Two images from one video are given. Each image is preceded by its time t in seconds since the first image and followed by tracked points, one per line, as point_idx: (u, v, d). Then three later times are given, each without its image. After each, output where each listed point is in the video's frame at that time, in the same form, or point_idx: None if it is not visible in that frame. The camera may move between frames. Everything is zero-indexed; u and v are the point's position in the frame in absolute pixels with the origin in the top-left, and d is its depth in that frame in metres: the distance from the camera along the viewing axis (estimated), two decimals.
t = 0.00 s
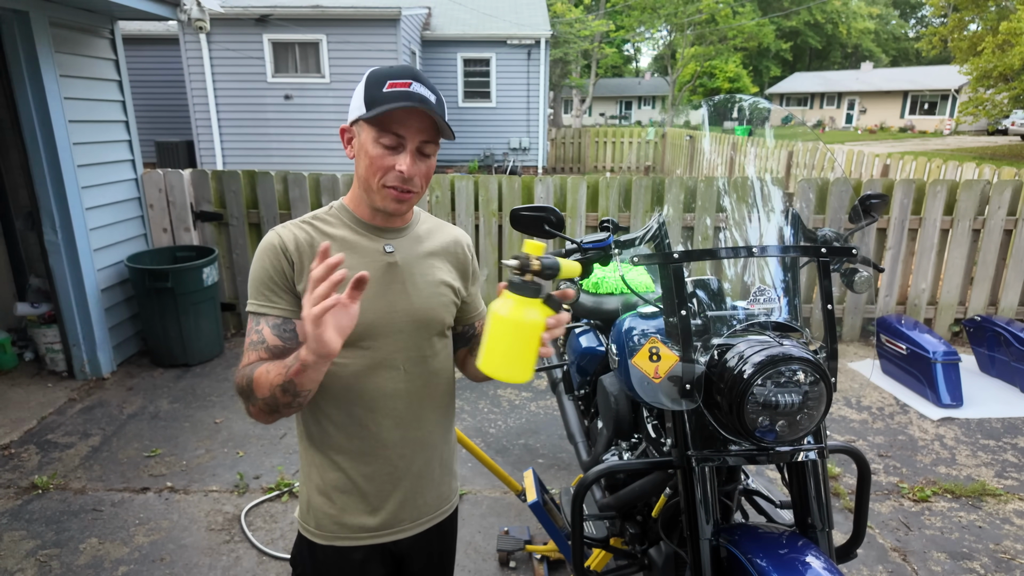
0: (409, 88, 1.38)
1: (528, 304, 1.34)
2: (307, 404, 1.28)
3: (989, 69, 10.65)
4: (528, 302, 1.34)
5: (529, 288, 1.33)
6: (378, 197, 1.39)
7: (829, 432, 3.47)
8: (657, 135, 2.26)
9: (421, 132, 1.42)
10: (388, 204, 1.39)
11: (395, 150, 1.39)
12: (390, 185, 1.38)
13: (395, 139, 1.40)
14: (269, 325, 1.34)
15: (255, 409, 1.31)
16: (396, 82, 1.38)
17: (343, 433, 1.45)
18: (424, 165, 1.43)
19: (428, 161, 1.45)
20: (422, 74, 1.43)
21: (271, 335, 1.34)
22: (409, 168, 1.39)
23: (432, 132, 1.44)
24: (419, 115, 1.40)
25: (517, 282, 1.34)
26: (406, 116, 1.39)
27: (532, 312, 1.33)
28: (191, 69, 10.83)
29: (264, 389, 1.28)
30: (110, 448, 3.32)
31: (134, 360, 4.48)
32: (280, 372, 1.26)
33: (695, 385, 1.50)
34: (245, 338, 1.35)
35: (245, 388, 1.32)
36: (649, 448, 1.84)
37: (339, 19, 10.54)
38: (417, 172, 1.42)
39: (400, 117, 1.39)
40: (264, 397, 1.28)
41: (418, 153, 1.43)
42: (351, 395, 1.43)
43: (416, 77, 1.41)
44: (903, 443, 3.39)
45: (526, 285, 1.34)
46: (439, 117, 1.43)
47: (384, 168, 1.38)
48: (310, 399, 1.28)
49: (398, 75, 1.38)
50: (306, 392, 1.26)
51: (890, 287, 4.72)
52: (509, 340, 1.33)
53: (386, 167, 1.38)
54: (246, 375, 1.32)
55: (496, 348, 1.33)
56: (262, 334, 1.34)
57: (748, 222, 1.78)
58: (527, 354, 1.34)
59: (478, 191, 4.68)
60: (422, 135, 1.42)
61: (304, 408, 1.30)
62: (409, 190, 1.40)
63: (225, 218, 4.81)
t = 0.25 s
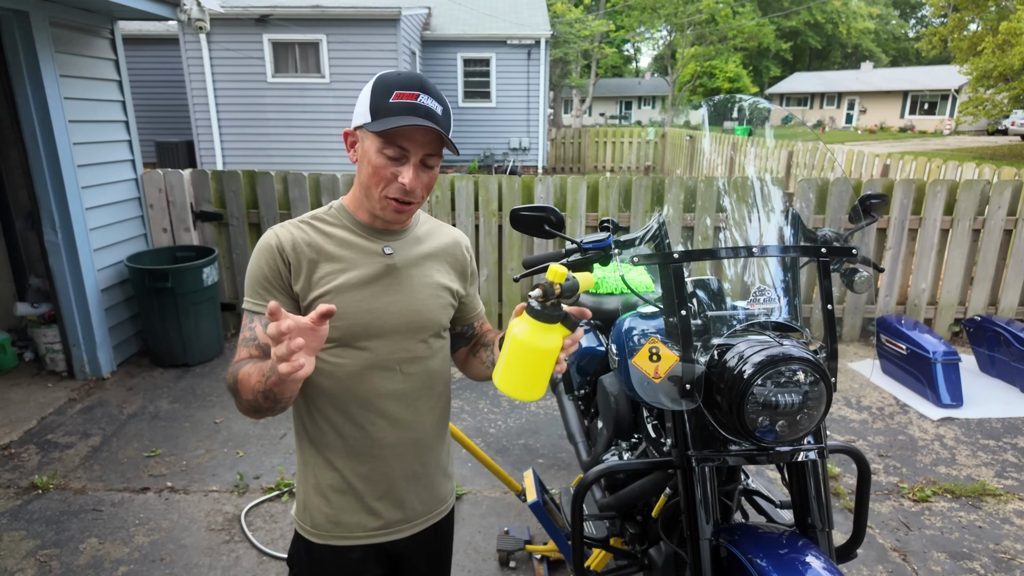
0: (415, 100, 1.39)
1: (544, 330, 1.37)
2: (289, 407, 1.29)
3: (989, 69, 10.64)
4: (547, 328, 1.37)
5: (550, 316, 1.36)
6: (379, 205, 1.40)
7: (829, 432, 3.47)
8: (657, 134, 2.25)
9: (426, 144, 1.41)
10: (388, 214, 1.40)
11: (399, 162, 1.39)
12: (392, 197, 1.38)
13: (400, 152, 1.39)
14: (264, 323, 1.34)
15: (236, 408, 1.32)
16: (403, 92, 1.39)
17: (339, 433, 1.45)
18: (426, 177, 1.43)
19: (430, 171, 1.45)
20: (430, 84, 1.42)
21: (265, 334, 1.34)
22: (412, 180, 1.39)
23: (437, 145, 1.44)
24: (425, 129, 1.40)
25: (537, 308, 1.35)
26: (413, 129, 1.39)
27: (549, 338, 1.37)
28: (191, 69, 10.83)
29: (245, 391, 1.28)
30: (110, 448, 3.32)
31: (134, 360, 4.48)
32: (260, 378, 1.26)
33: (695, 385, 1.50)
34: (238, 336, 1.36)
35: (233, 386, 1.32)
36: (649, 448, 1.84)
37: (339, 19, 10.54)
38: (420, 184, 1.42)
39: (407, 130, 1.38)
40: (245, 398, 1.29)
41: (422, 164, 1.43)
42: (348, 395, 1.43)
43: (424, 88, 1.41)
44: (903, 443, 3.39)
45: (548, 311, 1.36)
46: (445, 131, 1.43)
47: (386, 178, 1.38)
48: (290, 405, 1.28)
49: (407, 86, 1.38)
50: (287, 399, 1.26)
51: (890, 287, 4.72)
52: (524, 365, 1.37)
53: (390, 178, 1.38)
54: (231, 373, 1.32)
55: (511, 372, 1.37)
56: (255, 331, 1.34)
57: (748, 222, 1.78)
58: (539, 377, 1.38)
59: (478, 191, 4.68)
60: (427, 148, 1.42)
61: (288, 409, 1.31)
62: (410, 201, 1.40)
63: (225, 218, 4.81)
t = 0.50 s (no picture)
0: (398, 84, 1.38)
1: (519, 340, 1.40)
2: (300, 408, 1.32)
3: (989, 69, 10.65)
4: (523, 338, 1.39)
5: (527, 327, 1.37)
6: (370, 195, 1.40)
7: (829, 432, 3.47)
8: (657, 134, 2.26)
9: (412, 128, 1.42)
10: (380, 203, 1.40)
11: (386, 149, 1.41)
12: (382, 183, 1.38)
13: (386, 137, 1.41)
14: (262, 325, 1.35)
15: (246, 407, 1.34)
16: (387, 78, 1.39)
17: (334, 434, 1.45)
18: (416, 161, 1.43)
19: (421, 158, 1.45)
20: (413, 71, 1.43)
21: (264, 336, 1.35)
22: (400, 164, 1.39)
23: (425, 128, 1.44)
24: (410, 113, 1.41)
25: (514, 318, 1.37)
26: (397, 114, 1.40)
27: (523, 348, 1.39)
28: (191, 69, 10.82)
29: (256, 394, 1.30)
30: (110, 448, 3.32)
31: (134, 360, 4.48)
32: (273, 381, 1.28)
33: (695, 385, 1.50)
34: (239, 337, 1.37)
35: (238, 388, 1.34)
36: (649, 448, 1.84)
37: (339, 19, 10.54)
38: (409, 169, 1.41)
39: (391, 115, 1.40)
40: (256, 400, 1.31)
41: (411, 149, 1.43)
42: (344, 396, 1.43)
43: (407, 73, 1.41)
44: (903, 443, 3.39)
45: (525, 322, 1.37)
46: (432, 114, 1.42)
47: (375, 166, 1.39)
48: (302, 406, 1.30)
49: (389, 73, 1.39)
50: (299, 401, 1.28)
51: (890, 287, 4.72)
52: (497, 373, 1.40)
53: (378, 165, 1.39)
54: (238, 375, 1.33)
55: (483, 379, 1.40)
56: (255, 333, 1.35)
57: (748, 222, 1.78)
58: (516, 384, 1.41)
59: (478, 191, 4.68)
60: (413, 131, 1.42)
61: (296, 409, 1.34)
62: (401, 188, 1.40)
63: (225, 218, 4.80)
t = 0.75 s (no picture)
0: (391, 79, 1.38)
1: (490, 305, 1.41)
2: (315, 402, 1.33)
3: (989, 69, 10.65)
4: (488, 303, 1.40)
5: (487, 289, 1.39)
6: (367, 191, 1.40)
7: (829, 432, 3.47)
8: (657, 135, 2.26)
9: (406, 123, 1.42)
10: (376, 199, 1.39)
11: (380, 144, 1.40)
12: (377, 179, 1.38)
13: (379, 132, 1.41)
14: (263, 326, 1.35)
15: (256, 409, 1.33)
16: (380, 75, 1.38)
17: (333, 435, 1.45)
18: (411, 157, 1.43)
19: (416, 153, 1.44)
20: (406, 67, 1.43)
21: (266, 338, 1.35)
22: (393, 158, 1.39)
23: (419, 123, 1.44)
24: (403, 108, 1.41)
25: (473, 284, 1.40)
26: (390, 108, 1.40)
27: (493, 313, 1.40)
28: (191, 69, 10.82)
29: (271, 391, 1.30)
30: (110, 448, 3.32)
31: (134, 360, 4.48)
32: (292, 373, 1.28)
33: (695, 385, 1.50)
34: (239, 340, 1.36)
35: (244, 389, 1.33)
36: (649, 448, 1.84)
37: (339, 19, 10.54)
38: (404, 163, 1.41)
39: (384, 109, 1.40)
40: (271, 398, 1.31)
41: (405, 144, 1.43)
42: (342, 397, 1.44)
43: (399, 69, 1.41)
44: (903, 443, 3.39)
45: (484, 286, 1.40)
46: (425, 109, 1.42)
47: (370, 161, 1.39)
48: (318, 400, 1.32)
49: (382, 69, 1.39)
50: (317, 393, 1.30)
51: (890, 287, 4.72)
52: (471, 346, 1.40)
53: (373, 160, 1.39)
54: (247, 376, 1.33)
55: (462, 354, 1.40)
56: (257, 335, 1.34)
57: (748, 222, 1.78)
58: (494, 354, 1.41)
59: (478, 191, 4.68)
60: (407, 126, 1.42)
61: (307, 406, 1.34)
62: (397, 184, 1.40)
63: (225, 218, 4.80)
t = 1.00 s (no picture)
0: (388, 82, 1.38)
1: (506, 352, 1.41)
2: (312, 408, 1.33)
3: (989, 69, 10.65)
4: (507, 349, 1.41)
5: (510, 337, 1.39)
6: (366, 193, 1.40)
7: (829, 432, 3.47)
8: (657, 134, 2.26)
9: (403, 126, 1.42)
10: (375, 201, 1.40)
11: (378, 147, 1.41)
12: (375, 182, 1.38)
13: (377, 135, 1.41)
14: (262, 327, 1.35)
15: (255, 412, 1.34)
16: (377, 77, 1.38)
17: (332, 435, 1.45)
18: (409, 160, 1.43)
19: (413, 156, 1.45)
20: (404, 69, 1.43)
21: (265, 338, 1.35)
22: (391, 162, 1.39)
23: (416, 126, 1.44)
24: (401, 111, 1.41)
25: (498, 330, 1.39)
26: (388, 111, 1.40)
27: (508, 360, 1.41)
28: (191, 69, 10.82)
29: (268, 395, 1.30)
30: (110, 448, 3.32)
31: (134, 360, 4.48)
32: (288, 380, 1.28)
33: (695, 385, 1.50)
34: (238, 341, 1.36)
35: (244, 392, 1.34)
36: (649, 448, 1.84)
37: (339, 19, 10.54)
38: (402, 167, 1.41)
39: (381, 112, 1.40)
40: (268, 403, 1.31)
41: (403, 147, 1.43)
42: (341, 398, 1.44)
43: (398, 71, 1.41)
44: (903, 443, 3.39)
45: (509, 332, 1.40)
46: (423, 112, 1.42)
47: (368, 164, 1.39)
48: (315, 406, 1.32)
49: (379, 72, 1.39)
50: (314, 400, 1.30)
51: (890, 287, 4.72)
52: (482, 387, 1.42)
53: (371, 164, 1.39)
54: (245, 379, 1.33)
55: (471, 392, 1.42)
56: (255, 336, 1.34)
57: (748, 222, 1.78)
58: (503, 399, 1.43)
59: (478, 191, 4.68)
60: (404, 129, 1.42)
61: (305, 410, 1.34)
62: (396, 187, 1.40)
63: (225, 219, 4.80)
